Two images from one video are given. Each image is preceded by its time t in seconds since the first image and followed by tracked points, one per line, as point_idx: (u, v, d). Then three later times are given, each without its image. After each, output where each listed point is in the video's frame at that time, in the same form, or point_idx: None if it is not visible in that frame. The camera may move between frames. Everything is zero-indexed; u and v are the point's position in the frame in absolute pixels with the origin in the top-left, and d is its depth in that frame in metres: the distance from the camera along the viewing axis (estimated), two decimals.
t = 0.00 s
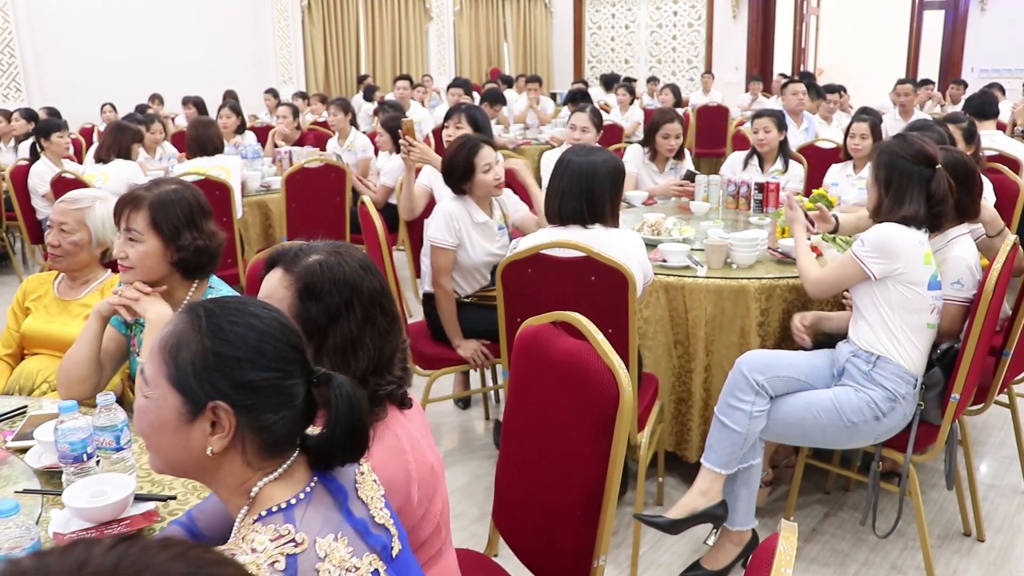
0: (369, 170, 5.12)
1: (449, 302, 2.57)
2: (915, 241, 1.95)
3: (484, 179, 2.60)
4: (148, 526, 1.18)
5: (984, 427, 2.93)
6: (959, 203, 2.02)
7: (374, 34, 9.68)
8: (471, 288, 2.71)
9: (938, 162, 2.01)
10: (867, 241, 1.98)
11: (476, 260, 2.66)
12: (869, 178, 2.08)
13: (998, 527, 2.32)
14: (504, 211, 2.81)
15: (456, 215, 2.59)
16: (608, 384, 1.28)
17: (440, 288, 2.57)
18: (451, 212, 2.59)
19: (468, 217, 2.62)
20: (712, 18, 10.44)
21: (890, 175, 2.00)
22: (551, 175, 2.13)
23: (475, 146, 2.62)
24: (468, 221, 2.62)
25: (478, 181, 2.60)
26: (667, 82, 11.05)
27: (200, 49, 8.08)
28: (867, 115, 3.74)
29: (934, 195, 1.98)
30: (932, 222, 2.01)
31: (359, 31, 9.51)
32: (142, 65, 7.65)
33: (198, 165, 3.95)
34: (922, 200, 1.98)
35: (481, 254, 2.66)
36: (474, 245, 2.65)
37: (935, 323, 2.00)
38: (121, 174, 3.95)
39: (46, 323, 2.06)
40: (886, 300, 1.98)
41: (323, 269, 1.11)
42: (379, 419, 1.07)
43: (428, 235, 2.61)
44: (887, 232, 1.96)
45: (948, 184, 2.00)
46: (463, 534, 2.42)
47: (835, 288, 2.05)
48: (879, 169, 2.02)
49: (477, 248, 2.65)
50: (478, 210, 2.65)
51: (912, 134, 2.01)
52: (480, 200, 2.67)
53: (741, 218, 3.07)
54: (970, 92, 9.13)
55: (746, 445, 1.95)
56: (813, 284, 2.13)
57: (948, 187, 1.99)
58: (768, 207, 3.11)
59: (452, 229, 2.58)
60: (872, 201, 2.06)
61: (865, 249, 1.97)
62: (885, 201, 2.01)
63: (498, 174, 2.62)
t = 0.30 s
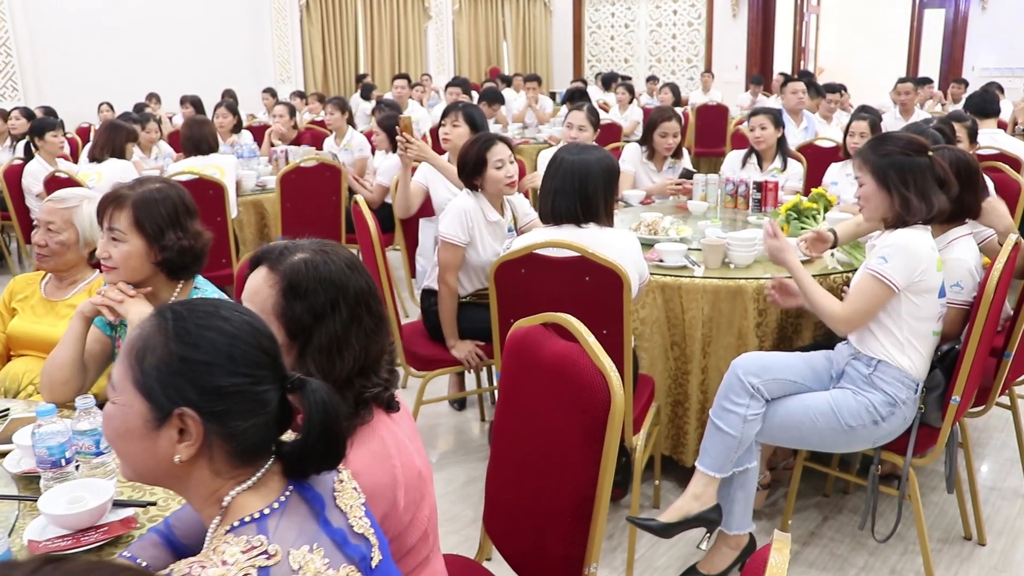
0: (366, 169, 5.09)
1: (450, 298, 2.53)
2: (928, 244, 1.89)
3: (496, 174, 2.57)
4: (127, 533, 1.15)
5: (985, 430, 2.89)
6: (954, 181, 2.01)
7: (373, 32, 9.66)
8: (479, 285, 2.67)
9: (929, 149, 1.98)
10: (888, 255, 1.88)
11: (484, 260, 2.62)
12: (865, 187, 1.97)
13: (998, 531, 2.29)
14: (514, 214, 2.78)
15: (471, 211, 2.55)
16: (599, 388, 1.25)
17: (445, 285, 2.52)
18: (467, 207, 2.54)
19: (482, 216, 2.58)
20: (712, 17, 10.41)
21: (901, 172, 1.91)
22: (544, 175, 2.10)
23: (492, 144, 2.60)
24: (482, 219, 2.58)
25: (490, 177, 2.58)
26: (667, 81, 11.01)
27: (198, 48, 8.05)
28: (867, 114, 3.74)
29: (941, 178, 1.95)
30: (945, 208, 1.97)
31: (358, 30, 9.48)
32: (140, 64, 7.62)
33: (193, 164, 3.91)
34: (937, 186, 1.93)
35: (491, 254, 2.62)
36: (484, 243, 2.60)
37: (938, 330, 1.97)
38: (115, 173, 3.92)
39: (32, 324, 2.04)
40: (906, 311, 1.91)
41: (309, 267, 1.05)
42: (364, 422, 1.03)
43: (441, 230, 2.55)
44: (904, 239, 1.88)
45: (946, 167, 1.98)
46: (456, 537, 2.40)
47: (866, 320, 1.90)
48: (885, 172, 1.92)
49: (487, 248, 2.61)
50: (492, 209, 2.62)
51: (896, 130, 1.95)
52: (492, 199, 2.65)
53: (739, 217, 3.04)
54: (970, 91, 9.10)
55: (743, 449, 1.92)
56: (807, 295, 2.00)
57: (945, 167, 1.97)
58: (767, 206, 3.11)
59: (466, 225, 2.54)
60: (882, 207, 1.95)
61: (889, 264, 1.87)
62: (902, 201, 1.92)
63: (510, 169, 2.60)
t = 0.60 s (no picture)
0: (363, 168, 5.06)
1: (445, 296, 2.49)
2: (927, 246, 1.85)
3: (477, 168, 2.55)
4: (101, 541, 1.12)
5: (985, 432, 2.86)
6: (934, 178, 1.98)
7: (372, 32, 9.63)
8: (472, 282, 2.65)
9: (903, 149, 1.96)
10: (893, 268, 1.83)
11: (476, 257, 2.60)
12: (850, 200, 1.94)
13: (998, 535, 2.26)
14: (508, 210, 2.75)
15: (460, 206, 2.53)
16: (587, 393, 1.22)
17: (439, 283, 2.50)
18: (455, 203, 2.52)
19: (472, 211, 2.55)
20: (712, 17, 10.38)
21: (881, 175, 1.89)
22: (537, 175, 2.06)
23: (478, 138, 2.57)
24: (471, 214, 2.55)
25: (472, 172, 2.56)
26: (666, 81, 10.97)
27: (196, 48, 8.03)
28: (865, 114, 3.71)
29: (921, 175, 1.92)
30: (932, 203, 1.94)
31: (357, 29, 9.45)
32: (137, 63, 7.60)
33: (187, 164, 3.88)
34: (919, 183, 1.90)
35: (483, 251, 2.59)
36: (475, 240, 2.58)
37: (941, 335, 1.93)
38: (108, 172, 3.89)
39: (17, 326, 2.01)
40: (913, 321, 1.88)
41: (285, 268, 1.02)
42: (343, 427, 1.01)
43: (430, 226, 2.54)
44: (906, 248, 1.83)
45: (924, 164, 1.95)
46: (449, 541, 2.37)
47: (882, 335, 1.86)
48: (867, 179, 1.90)
49: (480, 245, 2.59)
50: (482, 204, 2.59)
51: (864, 137, 1.95)
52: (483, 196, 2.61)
53: (736, 217, 3.01)
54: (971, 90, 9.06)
55: (738, 455, 1.88)
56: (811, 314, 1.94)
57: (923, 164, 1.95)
58: (765, 206, 3.09)
59: (455, 221, 2.51)
60: (871, 215, 1.92)
61: (895, 277, 1.82)
62: (888, 204, 1.88)
63: (494, 163, 2.56)
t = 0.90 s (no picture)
0: (357, 170, 5.03)
1: (435, 300, 2.45)
2: (915, 249, 1.83)
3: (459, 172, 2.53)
4: (69, 555, 1.09)
5: (980, 437, 2.83)
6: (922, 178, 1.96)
7: (368, 32, 9.60)
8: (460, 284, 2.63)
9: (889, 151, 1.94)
10: (882, 273, 1.80)
11: (464, 260, 2.58)
12: (837, 205, 1.92)
13: (992, 541, 2.23)
14: (496, 214, 2.73)
15: (447, 208, 2.51)
16: (567, 402, 1.20)
17: (430, 286, 2.47)
18: (442, 205, 2.50)
19: (459, 213, 2.54)
20: (709, 17, 10.35)
21: (866, 179, 1.87)
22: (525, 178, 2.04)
23: (465, 141, 2.55)
24: (458, 216, 2.53)
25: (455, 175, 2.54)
26: (665, 81, 10.92)
27: (192, 48, 8.00)
28: (861, 114, 3.68)
29: (907, 177, 1.90)
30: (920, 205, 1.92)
31: (353, 30, 9.42)
32: (133, 64, 7.57)
33: (178, 165, 3.86)
34: (905, 185, 1.88)
35: (471, 254, 2.57)
36: (463, 243, 2.56)
37: (932, 339, 1.91)
38: (99, 174, 3.86)
39: None
40: (904, 324, 1.86)
41: (251, 276, 0.99)
42: (313, 438, 0.99)
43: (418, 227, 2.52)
44: (896, 252, 1.81)
45: (910, 164, 1.93)
46: (438, 547, 2.34)
47: (874, 339, 1.83)
48: (854, 183, 1.88)
49: (468, 247, 2.57)
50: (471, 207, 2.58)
51: (850, 141, 1.92)
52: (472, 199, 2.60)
53: (730, 219, 2.99)
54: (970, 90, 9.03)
55: (726, 460, 1.86)
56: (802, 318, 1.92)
57: (909, 165, 1.93)
58: (759, 208, 3.05)
59: (442, 222, 2.50)
60: (859, 219, 1.90)
61: (884, 281, 1.80)
62: (875, 208, 1.86)
63: (475, 167, 2.52)
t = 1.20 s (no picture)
0: (351, 171, 5.00)
1: (425, 302, 2.43)
2: (904, 251, 1.81)
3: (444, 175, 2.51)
4: (33, 566, 1.06)
5: (976, 440, 2.81)
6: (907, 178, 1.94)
7: (365, 33, 9.57)
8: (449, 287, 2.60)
9: (874, 152, 1.91)
10: (871, 275, 1.77)
11: (454, 262, 2.54)
12: (824, 208, 1.90)
13: (987, 547, 2.20)
14: (487, 216, 2.70)
15: (437, 210, 2.47)
16: (543, 410, 1.17)
17: (420, 288, 2.44)
18: (432, 206, 2.46)
19: (449, 216, 2.50)
20: (707, 17, 10.33)
21: (853, 181, 1.84)
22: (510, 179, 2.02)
23: (456, 146, 2.52)
24: (448, 219, 2.50)
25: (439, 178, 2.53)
26: (663, 81, 10.88)
27: (187, 48, 7.97)
28: (855, 115, 3.66)
29: (893, 178, 1.88)
30: (906, 207, 1.90)
31: (350, 30, 9.39)
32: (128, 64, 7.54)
33: (169, 166, 3.83)
34: (891, 187, 1.86)
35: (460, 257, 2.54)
36: (453, 246, 2.53)
37: (923, 342, 1.89)
38: (89, 175, 3.82)
39: None
40: (894, 327, 1.83)
41: (214, 283, 0.97)
42: (278, 448, 0.96)
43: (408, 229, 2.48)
44: (885, 255, 1.78)
45: (895, 165, 1.91)
46: (426, 552, 2.31)
47: (864, 342, 1.80)
48: (841, 185, 1.85)
49: (457, 250, 2.53)
50: (461, 210, 2.54)
51: (835, 143, 1.90)
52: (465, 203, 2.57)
53: (722, 220, 2.96)
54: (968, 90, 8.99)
55: (714, 466, 1.83)
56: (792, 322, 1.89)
57: (895, 166, 1.91)
58: (751, 209, 3.02)
59: (432, 225, 2.46)
60: (846, 222, 1.87)
61: (874, 284, 1.77)
62: (862, 211, 1.84)
63: (457, 173, 2.50)
